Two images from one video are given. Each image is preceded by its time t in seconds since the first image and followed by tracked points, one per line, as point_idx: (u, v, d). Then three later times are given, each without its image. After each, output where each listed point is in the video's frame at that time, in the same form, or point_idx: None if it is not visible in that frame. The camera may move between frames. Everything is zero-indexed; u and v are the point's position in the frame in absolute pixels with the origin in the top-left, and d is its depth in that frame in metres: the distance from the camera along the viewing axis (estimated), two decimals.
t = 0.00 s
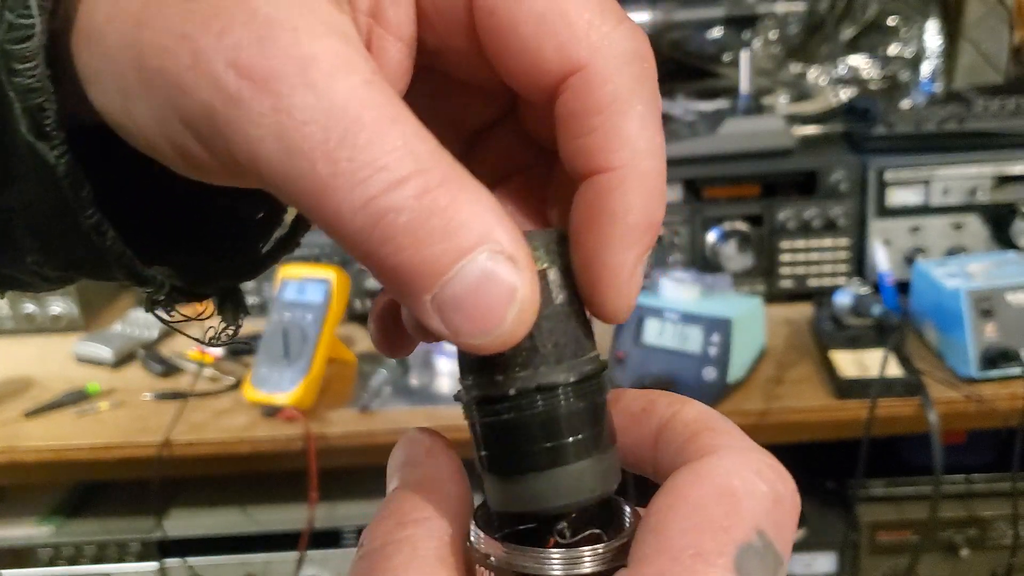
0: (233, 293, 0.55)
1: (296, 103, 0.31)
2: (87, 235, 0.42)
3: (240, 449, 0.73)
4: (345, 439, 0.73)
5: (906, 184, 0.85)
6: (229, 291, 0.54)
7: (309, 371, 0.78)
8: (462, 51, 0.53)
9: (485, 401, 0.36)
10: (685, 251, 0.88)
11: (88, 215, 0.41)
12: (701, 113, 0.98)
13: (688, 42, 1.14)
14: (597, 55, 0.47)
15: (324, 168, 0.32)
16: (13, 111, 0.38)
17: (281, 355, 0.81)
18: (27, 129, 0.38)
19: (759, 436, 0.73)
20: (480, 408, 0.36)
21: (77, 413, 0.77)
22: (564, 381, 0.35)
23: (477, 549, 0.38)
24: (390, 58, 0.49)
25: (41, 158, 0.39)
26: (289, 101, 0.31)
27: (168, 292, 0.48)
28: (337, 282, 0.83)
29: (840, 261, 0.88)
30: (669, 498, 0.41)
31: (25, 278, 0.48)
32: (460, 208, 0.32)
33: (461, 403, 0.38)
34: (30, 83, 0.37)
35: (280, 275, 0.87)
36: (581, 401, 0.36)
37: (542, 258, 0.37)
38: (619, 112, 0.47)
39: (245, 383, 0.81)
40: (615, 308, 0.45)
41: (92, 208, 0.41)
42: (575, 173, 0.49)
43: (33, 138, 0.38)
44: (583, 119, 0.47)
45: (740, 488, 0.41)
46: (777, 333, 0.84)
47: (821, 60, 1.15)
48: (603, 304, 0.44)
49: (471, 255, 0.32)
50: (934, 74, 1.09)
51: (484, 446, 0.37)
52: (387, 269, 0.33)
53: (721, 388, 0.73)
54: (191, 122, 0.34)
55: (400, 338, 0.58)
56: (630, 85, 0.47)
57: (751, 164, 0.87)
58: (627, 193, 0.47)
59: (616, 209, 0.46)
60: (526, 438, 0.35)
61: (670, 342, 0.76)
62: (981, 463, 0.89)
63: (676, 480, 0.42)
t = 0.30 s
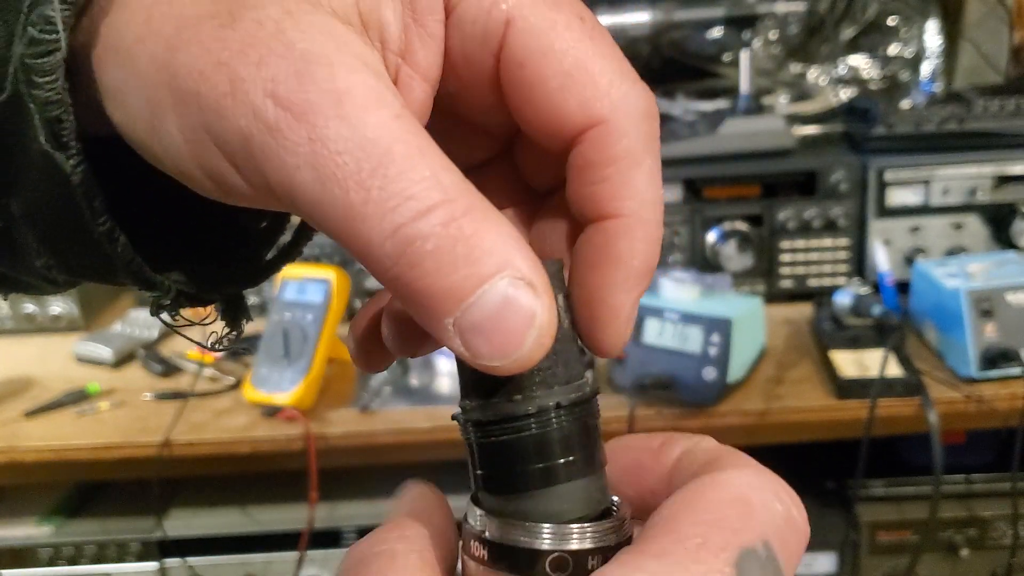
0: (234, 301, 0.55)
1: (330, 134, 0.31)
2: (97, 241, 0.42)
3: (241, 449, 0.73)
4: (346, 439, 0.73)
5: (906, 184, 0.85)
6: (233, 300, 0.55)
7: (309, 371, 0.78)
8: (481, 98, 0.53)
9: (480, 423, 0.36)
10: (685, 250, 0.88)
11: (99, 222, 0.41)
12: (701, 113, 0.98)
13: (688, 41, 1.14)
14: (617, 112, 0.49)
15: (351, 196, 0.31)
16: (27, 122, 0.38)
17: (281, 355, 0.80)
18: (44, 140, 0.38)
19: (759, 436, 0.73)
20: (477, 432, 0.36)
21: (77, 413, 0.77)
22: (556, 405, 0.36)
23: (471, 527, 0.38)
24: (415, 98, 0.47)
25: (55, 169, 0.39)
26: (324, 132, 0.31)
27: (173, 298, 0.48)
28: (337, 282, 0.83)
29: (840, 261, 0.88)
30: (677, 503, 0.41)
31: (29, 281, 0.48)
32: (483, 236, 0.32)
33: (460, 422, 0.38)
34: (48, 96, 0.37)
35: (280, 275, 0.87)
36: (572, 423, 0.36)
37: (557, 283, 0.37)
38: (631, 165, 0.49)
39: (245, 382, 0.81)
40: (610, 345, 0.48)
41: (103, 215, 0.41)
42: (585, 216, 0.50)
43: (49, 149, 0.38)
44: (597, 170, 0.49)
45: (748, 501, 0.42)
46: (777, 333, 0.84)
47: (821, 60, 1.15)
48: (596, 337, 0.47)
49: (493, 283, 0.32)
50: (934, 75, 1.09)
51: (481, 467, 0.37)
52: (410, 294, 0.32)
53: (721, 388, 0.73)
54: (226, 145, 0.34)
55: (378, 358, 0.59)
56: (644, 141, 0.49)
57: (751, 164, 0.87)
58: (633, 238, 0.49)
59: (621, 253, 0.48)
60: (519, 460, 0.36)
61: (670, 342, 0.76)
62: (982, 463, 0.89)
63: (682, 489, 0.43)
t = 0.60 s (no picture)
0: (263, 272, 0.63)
1: (354, 124, 0.34)
2: (143, 208, 0.47)
3: (242, 449, 0.73)
4: (345, 439, 0.73)
5: (906, 184, 0.85)
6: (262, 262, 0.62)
7: (309, 371, 0.78)
8: (485, 108, 0.55)
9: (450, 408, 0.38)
10: (685, 251, 0.88)
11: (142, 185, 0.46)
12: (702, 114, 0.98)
13: (688, 41, 1.14)
14: (602, 138, 0.50)
15: (363, 178, 0.34)
16: (85, 92, 0.42)
17: (281, 355, 0.80)
18: (103, 107, 0.42)
19: (759, 436, 0.73)
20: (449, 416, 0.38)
21: (77, 413, 0.77)
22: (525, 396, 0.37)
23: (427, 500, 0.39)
24: (430, 100, 0.51)
25: (110, 136, 0.43)
26: (349, 120, 0.34)
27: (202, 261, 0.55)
28: (337, 282, 0.83)
29: (840, 261, 0.88)
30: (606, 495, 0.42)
31: (59, 255, 0.51)
32: (477, 237, 0.34)
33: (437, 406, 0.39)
34: (110, 67, 0.41)
35: (280, 275, 0.87)
36: (537, 415, 0.37)
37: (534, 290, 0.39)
38: (610, 190, 0.51)
39: (245, 382, 0.81)
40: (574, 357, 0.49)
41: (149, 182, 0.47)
42: (562, 232, 0.52)
43: (107, 116, 0.43)
44: (577, 191, 0.51)
45: (674, 497, 0.43)
46: (777, 333, 0.84)
47: (821, 60, 1.15)
48: (573, 352, 0.48)
49: (477, 277, 0.34)
50: (933, 75, 1.09)
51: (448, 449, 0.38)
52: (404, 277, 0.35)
53: (721, 388, 0.73)
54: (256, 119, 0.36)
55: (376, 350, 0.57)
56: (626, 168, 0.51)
57: (751, 164, 0.87)
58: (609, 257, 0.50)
59: (595, 269, 0.50)
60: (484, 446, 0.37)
61: (670, 342, 0.76)
62: (982, 463, 0.89)
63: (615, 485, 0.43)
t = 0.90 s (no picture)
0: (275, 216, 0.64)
1: (365, 46, 0.38)
2: (162, 151, 0.52)
3: (242, 449, 0.73)
4: (346, 439, 0.73)
5: (905, 184, 0.85)
6: (273, 212, 0.64)
7: (309, 370, 0.79)
8: (482, 52, 0.60)
9: (452, 319, 0.41)
10: (685, 250, 0.88)
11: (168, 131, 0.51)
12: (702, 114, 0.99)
13: (688, 41, 1.14)
14: (592, 80, 0.54)
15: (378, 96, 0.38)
16: (108, 33, 0.48)
17: (282, 355, 0.80)
18: (125, 47, 0.48)
19: (759, 436, 0.73)
20: (447, 324, 0.41)
21: (77, 413, 0.77)
22: (519, 309, 0.41)
23: (428, 413, 0.42)
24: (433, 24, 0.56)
25: (131, 75, 0.49)
26: (361, 42, 0.39)
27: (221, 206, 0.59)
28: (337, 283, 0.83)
29: (840, 261, 0.88)
30: (555, 504, 0.39)
31: (84, 206, 0.55)
32: (484, 150, 0.38)
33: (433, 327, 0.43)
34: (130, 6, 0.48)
35: (280, 276, 0.87)
36: (530, 327, 0.41)
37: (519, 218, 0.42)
38: (597, 129, 0.54)
39: (246, 382, 0.81)
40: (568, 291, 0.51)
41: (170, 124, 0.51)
42: (552, 172, 0.55)
43: (129, 56, 0.48)
44: (566, 129, 0.55)
45: (621, 468, 0.40)
46: (776, 333, 0.84)
47: (821, 60, 1.16)
48: (559, 287, 0.51)
49: (486, 190, 0.38)
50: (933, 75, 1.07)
51: (445, 360, 0.41)
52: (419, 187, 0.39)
53: (721, 388, 0.73)
54: (280, 55, 0.43)
55: (371, 284, 0.61)
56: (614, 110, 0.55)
57: (751, 164, 0.87)
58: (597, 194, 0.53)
59: (582, 206, 0.53)
60: (484, 351, 0.40)
61: (670, 342, 0.76)
62: (982, 463, 0.89)
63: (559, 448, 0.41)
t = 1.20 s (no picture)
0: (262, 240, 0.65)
1: (382, 74, 0.39)
2: (150, 175, 0.53)
3: (241, 448, 0.73)
4: (346, 438, 0.73)
5: (905, 184, 0.85)
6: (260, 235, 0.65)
7: (309, 371, 0.78)
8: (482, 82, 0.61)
9: (461, 328, 0.41)
10: (685, 250, 0.88)
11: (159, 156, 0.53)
12: (702, 114, 0.99)
13: (688, 42, 1.13)
14: (596, 107, 0.56)
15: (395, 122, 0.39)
16: (98, 63, 0.48)
17: (282, 354, 0.80)
18: (116, 77, 0.48)
19: (759, 435, 0.73)
20: (458, 338, 0.42)
21: (77, 413, 0.77)
22: (525, 317, 0.41)
23: (440, 418, 0.42)
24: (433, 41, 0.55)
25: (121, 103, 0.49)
26: (377, 70, 0.39)
27: (207, 234, 0.61)
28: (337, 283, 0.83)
29: (840, 261, 0.88)
30: (626, 509, 0.42)
31: (68, 224, 0.56)
32: (501, 161, 0.38)
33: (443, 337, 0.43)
34: (122, 38, 0.47)
35: (280, 275, 0.87)
36: (538, 335, 0.42)
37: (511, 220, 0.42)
38: (602, 153, 0.57)
39: (246, 382, 0.81)
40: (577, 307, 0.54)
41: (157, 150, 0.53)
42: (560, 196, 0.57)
43: (119, 85, 0.48)
44: (571, 155, 0.57)
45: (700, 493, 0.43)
46: (776, 333, 0.85)
47: (821, 60, 1.16)
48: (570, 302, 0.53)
49: (507, 199, 0.38)
50: (933, 75, 1.07)
51: (458, 366, 0.42)
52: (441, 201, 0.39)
53: (720, 388, 0.73)
54: (291, 86, 0.44)
55: (352, 297, 0.63)
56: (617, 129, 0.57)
57: (751, 164, 0.87)
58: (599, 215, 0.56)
59: (588, 228, 0.55)
60: (493, 355, 0.41)
61: (670, 342, 0.76)
62: (981, 463, 0.89)
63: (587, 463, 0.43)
